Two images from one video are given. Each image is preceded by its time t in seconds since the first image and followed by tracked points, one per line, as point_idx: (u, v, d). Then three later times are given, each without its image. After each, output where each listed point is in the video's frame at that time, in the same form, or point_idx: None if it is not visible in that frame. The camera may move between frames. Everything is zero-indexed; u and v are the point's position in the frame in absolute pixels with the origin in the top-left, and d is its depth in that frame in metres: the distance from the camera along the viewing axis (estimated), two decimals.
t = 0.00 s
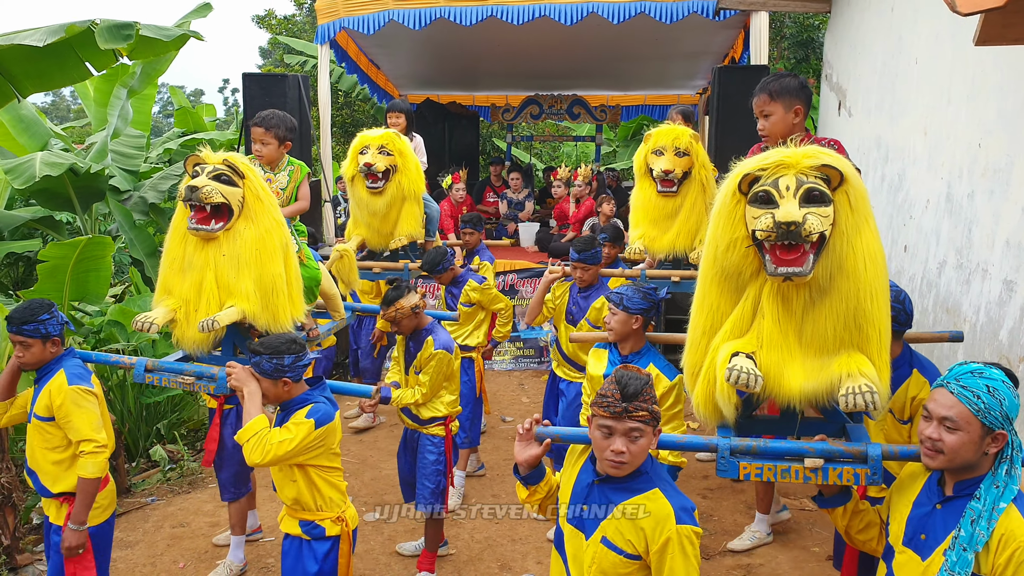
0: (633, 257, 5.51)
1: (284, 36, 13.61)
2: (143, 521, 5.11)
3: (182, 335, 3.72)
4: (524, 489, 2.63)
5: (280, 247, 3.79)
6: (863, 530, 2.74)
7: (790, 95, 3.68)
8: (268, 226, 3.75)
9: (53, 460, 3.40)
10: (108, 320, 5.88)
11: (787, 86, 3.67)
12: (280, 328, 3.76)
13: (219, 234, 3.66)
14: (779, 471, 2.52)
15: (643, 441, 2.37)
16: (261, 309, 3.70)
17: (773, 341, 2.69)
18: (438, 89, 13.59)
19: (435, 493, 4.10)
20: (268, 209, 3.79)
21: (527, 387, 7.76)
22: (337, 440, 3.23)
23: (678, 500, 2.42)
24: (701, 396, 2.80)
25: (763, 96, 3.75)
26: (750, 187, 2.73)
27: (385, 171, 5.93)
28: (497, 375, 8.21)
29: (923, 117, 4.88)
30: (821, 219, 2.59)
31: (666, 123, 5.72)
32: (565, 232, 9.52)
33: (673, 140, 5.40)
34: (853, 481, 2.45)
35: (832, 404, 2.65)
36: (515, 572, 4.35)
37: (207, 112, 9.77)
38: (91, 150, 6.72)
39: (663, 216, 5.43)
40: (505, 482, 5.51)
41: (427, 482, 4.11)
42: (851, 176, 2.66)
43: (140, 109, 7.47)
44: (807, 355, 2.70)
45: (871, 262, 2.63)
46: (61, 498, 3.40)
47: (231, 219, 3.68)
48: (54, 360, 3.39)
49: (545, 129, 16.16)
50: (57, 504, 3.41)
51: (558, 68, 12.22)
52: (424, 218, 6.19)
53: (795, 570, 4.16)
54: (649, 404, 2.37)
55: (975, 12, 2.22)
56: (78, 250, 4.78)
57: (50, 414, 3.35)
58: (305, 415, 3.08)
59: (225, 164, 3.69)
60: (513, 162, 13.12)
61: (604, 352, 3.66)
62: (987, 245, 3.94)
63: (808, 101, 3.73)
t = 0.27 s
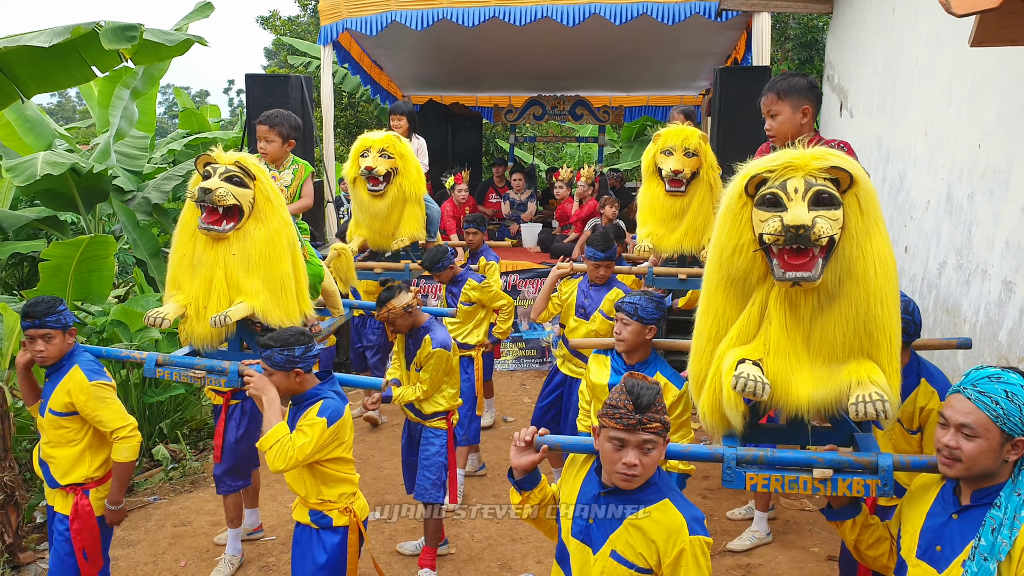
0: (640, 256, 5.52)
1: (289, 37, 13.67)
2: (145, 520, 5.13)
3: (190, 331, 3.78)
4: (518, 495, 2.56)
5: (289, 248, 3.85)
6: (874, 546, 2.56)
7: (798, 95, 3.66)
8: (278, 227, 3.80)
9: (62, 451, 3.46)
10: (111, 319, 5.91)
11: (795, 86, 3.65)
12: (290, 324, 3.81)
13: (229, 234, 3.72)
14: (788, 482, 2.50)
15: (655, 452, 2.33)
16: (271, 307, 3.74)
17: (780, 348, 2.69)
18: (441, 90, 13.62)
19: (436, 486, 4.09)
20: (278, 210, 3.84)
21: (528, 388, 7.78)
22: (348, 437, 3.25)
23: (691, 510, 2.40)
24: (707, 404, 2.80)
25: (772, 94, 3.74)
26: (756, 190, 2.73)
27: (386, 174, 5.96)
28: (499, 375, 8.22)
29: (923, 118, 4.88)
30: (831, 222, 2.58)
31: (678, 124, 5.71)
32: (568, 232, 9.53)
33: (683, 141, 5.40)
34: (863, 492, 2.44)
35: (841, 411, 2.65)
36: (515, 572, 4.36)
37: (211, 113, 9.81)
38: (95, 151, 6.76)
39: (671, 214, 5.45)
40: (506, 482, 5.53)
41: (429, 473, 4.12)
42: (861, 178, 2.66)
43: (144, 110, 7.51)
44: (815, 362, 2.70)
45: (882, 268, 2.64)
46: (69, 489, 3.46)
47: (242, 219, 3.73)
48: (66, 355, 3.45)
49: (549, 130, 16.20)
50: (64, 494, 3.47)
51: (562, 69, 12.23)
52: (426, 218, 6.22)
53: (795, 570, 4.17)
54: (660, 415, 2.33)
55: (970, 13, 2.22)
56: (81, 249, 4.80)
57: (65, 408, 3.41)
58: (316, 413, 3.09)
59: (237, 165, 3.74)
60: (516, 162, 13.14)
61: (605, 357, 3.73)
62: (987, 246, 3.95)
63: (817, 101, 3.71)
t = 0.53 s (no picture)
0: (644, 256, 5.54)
1: (292, 39, 13.71)
2: (146, 519, 5.15)
3: (200, 329, 3.80)
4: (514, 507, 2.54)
5: (298, 246, 3.88)
6: (873, 552, 2.56)
7: (804, 97, 3.68)
8: (287, 226, 3.84)
9: (77, 449, 3.52)
10: (113, 319, 5.93)
11: (802, 88, 3.67)
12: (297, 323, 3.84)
13: (239, 232, 3.75)
14: (788, 487, 2.50)
15: (658, 457, 2.34)
16: (280, 305, 3.77)
17: (781, 353, 2.70)
18: (444, 91, 13.65)
19: (436, 481, 4.18)
20: (287, 209, 3.87)
21: (529, 389, 7.79)
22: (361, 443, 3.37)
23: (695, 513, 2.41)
24: (708, 409, 2.80)
25: (778, 94, 3.76)
26: (757, 192, 2.74)
27: (384, 175, 5.98)
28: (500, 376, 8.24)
29: (923, 120, 4.89)
30: (833, 226, 2.59)
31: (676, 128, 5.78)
32: (569, 233, 9.55)
33: (685, 144, 5.45)
34: (864, 498, 2.42)
35: (842, 416, 2.65)
36: (514, 571, 4.38)
37: (215, 114, 9.83)
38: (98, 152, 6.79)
39: (674, 216, 5.46)
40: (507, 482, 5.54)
41: (429, 468, 4.20)
42: (863, 181, 2.66)
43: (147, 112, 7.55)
44: (816, 368, 2.71)
45: (883, 272, 2.65)
46: (83, 484, 3.52)
47: (252, 217, 3.76)
48: (84, 357, 3.54)
49: (552, 131, 16.22)
50: (77, 490, 3.53)
51: (564, 70, 12.25)
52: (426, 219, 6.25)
53: (793, 569, 4.18)
54: (661, 418, 2.33)
55: (962, 14, 2.23)
56: (82, 248, 4.83)
57: (87, 406, 3.49)
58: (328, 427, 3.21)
59: (246, 163, 3.78)
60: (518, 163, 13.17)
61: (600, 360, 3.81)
62: (985, 247, 3.95)
63: (823, 105, 3.71)
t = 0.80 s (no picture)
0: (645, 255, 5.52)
1: (293, 40, 13.75)
2: (145, 518, 5.17)
3: (206, 330, 3.83)
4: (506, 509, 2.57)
5: (304, 247, 3.93)
6: (862, 553, 2.63)
7: (800, 99, 3.67)
8: (293, 226, 3.89)
9: (78, 454, 3.52)
10: (113, 320, 5.95)
11: (800, 89, 3.66)
12: (302, 323, 3.87)
13: (245, 232, 3.79)
14: (776, 487, 2.51)
15: (643, 457, 2.35)
16: (286, 305, 3.81)
17: (769, 353, 2.72)
18: (444, 92, 13.66)
19: (435, 480, 4.17)
20: (293, 210, 3.92)
21: (528, 390, 7.81)
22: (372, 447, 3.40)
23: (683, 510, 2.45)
24: (697, 409, 2.82)
25: (774, 95, 3.74)
26: (746, 193, 2.76)
27: (380, 175, 6.00)
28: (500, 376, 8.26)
29: (919, 121, 4.90)
30: (821, 226, 2.61)
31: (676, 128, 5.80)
32: (569, 234, 9.56)
33: (686, 143, 5.48)
34: (851, 498, 2.44)
35: (829, 416, 2.68)
36: (510, 570, 4.40)
37: (217, 116, 9.85)
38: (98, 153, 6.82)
39: (674, 214, 5.49)
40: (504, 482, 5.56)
41: (427, 467, 4.20)
42: (852, 182, 2.68)
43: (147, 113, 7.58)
44: (804, 368, 2.73)
45: (871, 272, 2.67)
46: (83, 488, 3.52)
47: (258, 218, 3.80)
48: (87, 361, 3.56)
49: (553, 133, 16.23)
50: (79, 494, 3.53)
51: (565, 71, 12.26)
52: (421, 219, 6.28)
53: (788, 569, 4.20)
54: (644, 419, 2.34)
55: (950, 17, 2.25)
56: (81, 248, 4.85)
57: (91, 409, 3.51)
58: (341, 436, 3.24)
59: (252, 164, 3.81)
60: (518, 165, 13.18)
61: (593, 361, 3.84)
62: (979, 247, 3.97)
63: (820, 108, 3.71)
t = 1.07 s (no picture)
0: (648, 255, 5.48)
1: (298, 41, 13.80)
2: (146, 517, 5.20)
3: (217, 334, 3.84)
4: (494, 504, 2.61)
5: (315, 250, 3.98)
6: (842, 547, 2.71)
7: (789, 102, 3.73)
8: (304, 228, 3.93)
9: (87, 460, 3.52)
10: (115, 319, 5.99)
11: (789, 92, 3.72)
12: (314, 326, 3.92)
13: (257, 235, 3.82)
14: (757, 482, 2.56)
15: (602, 454, 2.38)
16: (297, 309, 3.85)
17: (752, 351, 2.74)
18: (447, 93, 13.69)
19: (435, 482, 4.16)
20: (304, 213, 3.97)
21: (530, 389, 7.83)
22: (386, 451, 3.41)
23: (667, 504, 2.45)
24: (682, 406, 2.85)
25: (764, 97, 3.79)
26: (730, 195, 2.78)
27: (379, 174, 6.02)
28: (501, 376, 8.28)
29: (919, 122, 4.90)
30: (801, 229, 2.63)
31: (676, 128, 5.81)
32: (570, 234, 9.57)
33: (684, 145, 5.49)
34: (831, 493, 2.49)
35: (811, 413, 2.70)
36: (508, 569, 4.42)
37: (222, 116, 9.88)
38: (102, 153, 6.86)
39: (676, 215, 5.50)
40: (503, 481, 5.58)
41: (427, 469, 4.18)
42: (833, 185, 2.71)
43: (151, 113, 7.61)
44: (786, 365, 2.75)
45: (851, 273, 2.69)
46: (92, 495, 3.51)
47: (270, 221, 3.84)
48: (98, 367, 3.55)
49: (557, 133, 16.24)
50: (86, 501, 3.52)
51: (568, 71, 12.26)
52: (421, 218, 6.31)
53: (785, 569, 4.21)
54: (612, 415, 2.37)
55: (941, 19, 2.26)
56: (83, 248, 4.88)
57: (101, 417, 3.50)
58: (354, 445, 3.25)
59: (263, 166, 3.86)
60: (521, 164, 13.19)
61: (585, 361, 4.01)
62: (977, 248, 3.97)
63: (807, 112, 3.78)
